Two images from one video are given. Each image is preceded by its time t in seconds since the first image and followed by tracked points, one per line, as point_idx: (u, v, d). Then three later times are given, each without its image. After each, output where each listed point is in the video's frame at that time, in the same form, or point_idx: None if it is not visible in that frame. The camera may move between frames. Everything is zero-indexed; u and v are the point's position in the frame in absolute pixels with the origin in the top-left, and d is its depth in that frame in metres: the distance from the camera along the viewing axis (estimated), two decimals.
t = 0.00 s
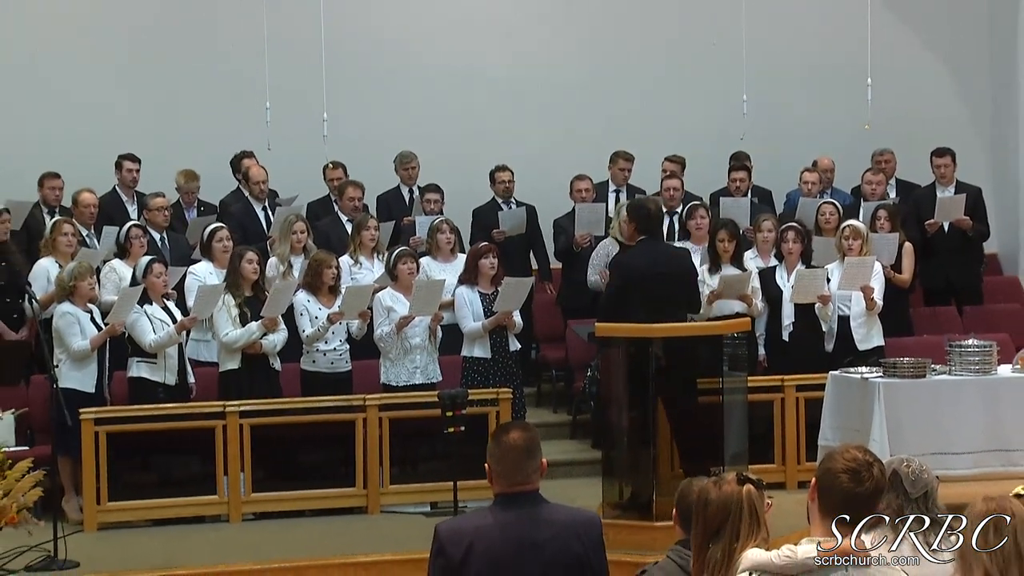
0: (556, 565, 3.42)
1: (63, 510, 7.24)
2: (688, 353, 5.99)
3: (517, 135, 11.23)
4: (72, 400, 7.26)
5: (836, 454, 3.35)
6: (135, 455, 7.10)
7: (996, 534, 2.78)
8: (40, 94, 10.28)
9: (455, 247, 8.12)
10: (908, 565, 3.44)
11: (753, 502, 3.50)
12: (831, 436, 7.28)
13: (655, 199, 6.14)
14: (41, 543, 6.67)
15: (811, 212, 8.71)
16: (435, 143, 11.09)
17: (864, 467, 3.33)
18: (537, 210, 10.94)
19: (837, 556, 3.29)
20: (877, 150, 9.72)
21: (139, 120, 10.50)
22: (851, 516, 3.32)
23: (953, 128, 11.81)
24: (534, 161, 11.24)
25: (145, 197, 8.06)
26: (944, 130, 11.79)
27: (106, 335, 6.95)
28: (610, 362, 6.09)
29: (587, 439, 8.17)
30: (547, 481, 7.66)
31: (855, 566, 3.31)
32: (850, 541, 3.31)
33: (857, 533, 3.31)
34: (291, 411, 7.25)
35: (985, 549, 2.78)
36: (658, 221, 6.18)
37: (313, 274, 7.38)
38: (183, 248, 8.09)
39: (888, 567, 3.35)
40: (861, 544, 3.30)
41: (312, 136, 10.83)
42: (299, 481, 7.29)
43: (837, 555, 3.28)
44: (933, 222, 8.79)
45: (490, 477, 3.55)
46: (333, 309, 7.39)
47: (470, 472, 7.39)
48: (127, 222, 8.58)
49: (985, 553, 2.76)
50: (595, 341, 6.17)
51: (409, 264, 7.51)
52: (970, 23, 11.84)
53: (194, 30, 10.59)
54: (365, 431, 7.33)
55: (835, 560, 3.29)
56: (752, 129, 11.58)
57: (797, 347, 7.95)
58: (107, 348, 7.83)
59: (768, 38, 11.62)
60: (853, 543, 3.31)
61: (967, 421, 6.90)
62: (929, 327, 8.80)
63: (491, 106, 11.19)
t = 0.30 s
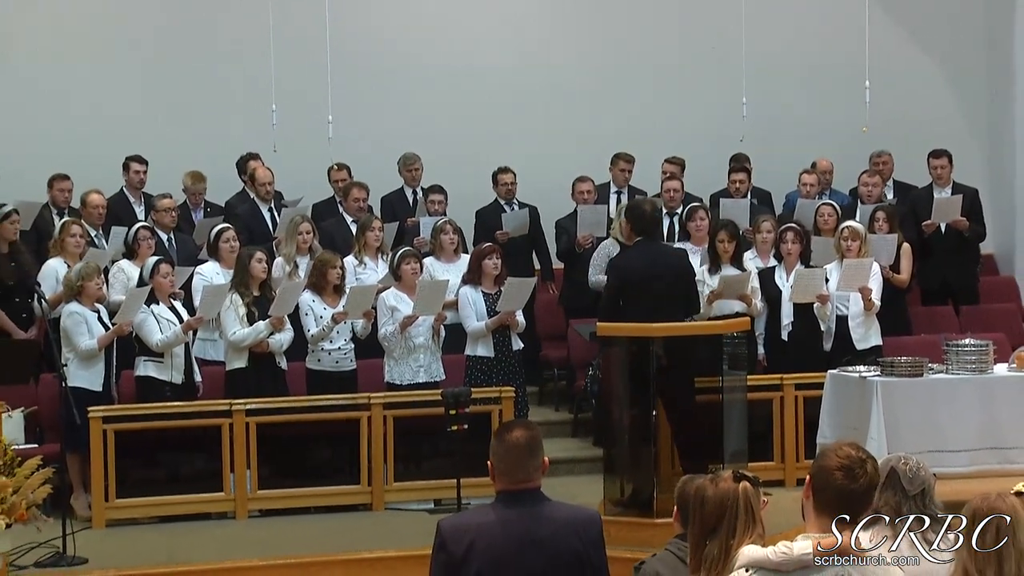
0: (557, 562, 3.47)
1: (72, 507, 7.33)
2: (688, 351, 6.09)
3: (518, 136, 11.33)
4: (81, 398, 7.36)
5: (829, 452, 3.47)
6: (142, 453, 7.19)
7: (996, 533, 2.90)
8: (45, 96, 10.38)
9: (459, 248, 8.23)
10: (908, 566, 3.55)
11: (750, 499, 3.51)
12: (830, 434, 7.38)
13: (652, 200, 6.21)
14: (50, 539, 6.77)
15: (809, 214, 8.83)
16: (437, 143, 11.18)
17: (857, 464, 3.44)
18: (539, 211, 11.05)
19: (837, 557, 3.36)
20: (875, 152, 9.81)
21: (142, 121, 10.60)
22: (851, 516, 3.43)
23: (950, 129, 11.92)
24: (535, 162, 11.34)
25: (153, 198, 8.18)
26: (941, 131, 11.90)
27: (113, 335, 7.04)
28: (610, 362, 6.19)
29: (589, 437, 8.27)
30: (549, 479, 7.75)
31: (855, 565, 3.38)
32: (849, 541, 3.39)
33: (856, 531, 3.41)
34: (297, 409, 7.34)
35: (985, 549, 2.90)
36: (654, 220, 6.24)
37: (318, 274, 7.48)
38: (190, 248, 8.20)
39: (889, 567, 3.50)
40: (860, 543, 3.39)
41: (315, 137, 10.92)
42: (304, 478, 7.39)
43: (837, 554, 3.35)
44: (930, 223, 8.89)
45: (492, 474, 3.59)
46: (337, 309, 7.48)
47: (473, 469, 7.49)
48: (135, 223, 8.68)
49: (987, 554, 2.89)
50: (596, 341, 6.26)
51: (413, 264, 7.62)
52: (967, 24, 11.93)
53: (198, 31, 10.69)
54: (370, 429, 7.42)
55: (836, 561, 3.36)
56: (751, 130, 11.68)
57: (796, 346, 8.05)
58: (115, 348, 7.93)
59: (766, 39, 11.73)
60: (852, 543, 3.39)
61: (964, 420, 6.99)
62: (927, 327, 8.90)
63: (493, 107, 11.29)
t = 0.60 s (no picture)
0: (559, 558, 3.51)
1: (81, 504, 7.42)
2: (691, 350, 6.18)
3: (520, 137, 11.42)
4: (90, 397, 7.45)
5: (825, 450, 3.43)
6: (150, 451, 7.28)
7: (995, 535, 2.99)
8: (52, 97, 10.47)
9: (463, 248, 8.32)
10: (907, 565, 3.55)
11: (747, 496, 3.59)
12: (830, 433, 7.47)
13: (661, 200, 6.24)
14: (59, 536, 6.85)
15: (808, 215, 8.94)
16: (440, 144, 11.28)
17: (852, 462, 3.41)
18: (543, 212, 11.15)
19: (836, 556, 3.26)
20: (874, 154, 9.90)
21: (148, 122, 10.69)
22: (851, 517, 3.40)
23: (949, 131, 12.01)
24: (538, 163, 11.43)
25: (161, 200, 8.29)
26: (939, 132, 11.99)
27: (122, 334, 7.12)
28: (613, 361, 6.28)
29: (592, 435, 8.37)
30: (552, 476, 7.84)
31: (855, 564, 3.28)
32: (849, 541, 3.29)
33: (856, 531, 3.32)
34: (303, 407, 7.43)
35: (985, 548, 3.01)
36: (661, 222, 6.27)
37: (325, 274, 7.57)
38: (198, 249, 8.30)
39: (888, 566, 3.39)
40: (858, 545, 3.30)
41: (319, 138, 11.03)
42: (310, 476, 7.49)
43: (837, 553, 3.25)
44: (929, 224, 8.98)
45: (496, 472, 3.62)
46: (343, 308, 7.58)
47: (476, 467, 7.57)
48: (143, 223, 8.79)
49: (987, 553, 2.99)
50: (599, 340, 6.35)
51: (417, 264, 7.71)
52: (964, 25, 12.03)
53: (202, 33, 10.78)
54: (375, 427, 7.52)
55: (835, 560, 3.26)
56: (752, 131, 11.77)
57: (796, 346, 8.15)
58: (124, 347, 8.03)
59: (765, 41, 11.82)
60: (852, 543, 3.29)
61: (962, 418, 7.08)
62: (926, 326, 8.99)
63: (495, 109, 11.38)
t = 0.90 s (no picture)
0: (565, 554, 3.50)
1: (90, 501, 7.51)
2: (693, 349, 6.27)
3: (523, 138, 11.52)
4: (98, 395, 7.54)
5: (825, 448, 3.40)
6: (158, 449, 7.37)
7: (994, 533, 3.16)
8: (60, 99, 10.57)
9: (467, 248, 8.41)
10: (907, 565, 3.46)
11: (747, 493, 3.67)
12: (830, 431, 7.56)
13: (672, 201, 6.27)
14: (69, 532, 6.94)
15: (808, 216, 9.03)
16: (444, 146, 11.38)
17: (852, 460, 3.37)
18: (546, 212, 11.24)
19: (835, 557, 3.28)
20: (874, 155, 9.98)
21: (155, 123, 10.79)
22: (850, 516, 3.38)
23: (949, 132, 12.10)
24: (541, 164, 11.53)
25: (169, 201, 8.40)
26: (938, 134, 12.08)
27: (130, 334, 7.19)
28: (616, 360, 6.39)
29: (595, 433, 8.46)
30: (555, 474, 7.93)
31: (855, 563, 3.31)
32: (849, 541, 3.31)
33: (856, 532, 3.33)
34: (309, 406, 7.52)
35: (984, 547, 3.19)
36: (674, 223, 6.30)
37: (331, 274, 7.67)
38: (206, 250, 8.42)
39: (888, 566, 3.40)
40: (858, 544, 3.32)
41: (324, 140, 11.11)
42: (316, 474, 7.57)
43: (835, 551, 3.28)
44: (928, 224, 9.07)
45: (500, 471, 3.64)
46: (349, 308, 7.67)
47: (480, 465, 7.63)
48: (151, 224, 8.90)
49: (986, 551, 3.18)
50: (601, 340, 6.45)
51: (422, 265, 7.81)
52: (964, 28, 12.12)
53: (209, 35, 10.87)
54: (380, 426, 7.62)
55: (834, 561, 3.28)
56: (753, 132, 11.86)
57: (796, 345, 8.25)
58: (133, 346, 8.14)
59: (767, 43, 11.91)
60: (851, 543, 3.32)
61: (961, 416, 7.16)
62: (925, 326, 9.08)
63: (499, 110, 11.47)
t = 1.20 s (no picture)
0: (567, 552, 3.54)
1: (100, 499, 7.61)
2: (694, 349, 6.37)
3: (526, 139, 11.61)
4: (107, 394, 7.65)
5: (827, 445, 3.31)
6: (166, 447, 7.46)
7: (994, 534, 3.09)
8: (67, 100, 10.67)
9: (471, 249, 8.52)
10: (907, 565, 3.59)
11: (749, 491, 3.78)
12: (830, 429, 7.65)
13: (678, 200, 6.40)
14: (79, 529, 7.04)
15: (808, 217, 9.13)
16: (447, 147, 11.47)
17: (854, 458, 3.28)
18: (550, 213, 11.34)
19: (835, 558, 3.25)
20: (872, 156, 10.05)
21: (161, 124, 10.88)
22: (850, 517, 3.29)
23: (948, 133, 12.20)
24: (543, 164, 11.63)
25: (178, 202, 8.52)
26: (937, 135, 12.17)
27: (138, 334, 7.27)
28: (619, 358, 6.46)
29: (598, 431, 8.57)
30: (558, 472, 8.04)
31: (855, 564, 3.26)
32: (850, 542, 3.25)
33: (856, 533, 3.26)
34: (316, 404, 7.63)
35: (984, 548, 3.10)
36: (680, 222, 6.41)
37: (337, 274, 7.77)
38: (214, 250, 8.53)
39: (889, 566, 3.37)
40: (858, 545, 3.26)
41: (329, 141, 11.22)
42: (323, 471, 7.68)
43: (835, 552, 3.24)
44: (927, 225, 9.17)
45: (504, 468, 3.67)
46: (354, 308, 7.76)
47: (484, 463, 7.74)
48: (159, 225, 9.01)
49: (984, 552, 3.09)
50: (604, 339, 6.52)
51: (427, 265, 7.91)
52: (963, 30, 12.22)
53: (214, 36, 10.97)
54: (386, 423, 7.72)
55: (834, 562, 3.25)
56: (754, 133, 11.95)
57: (797, 344, 8.33)
58: (142, 345, 8.25)
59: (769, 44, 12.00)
60: (852, 544, 3.25)
61: (958, 414, 7.25)
62: (923, 325, 9.18)
63: (503, 111, 11.57)
